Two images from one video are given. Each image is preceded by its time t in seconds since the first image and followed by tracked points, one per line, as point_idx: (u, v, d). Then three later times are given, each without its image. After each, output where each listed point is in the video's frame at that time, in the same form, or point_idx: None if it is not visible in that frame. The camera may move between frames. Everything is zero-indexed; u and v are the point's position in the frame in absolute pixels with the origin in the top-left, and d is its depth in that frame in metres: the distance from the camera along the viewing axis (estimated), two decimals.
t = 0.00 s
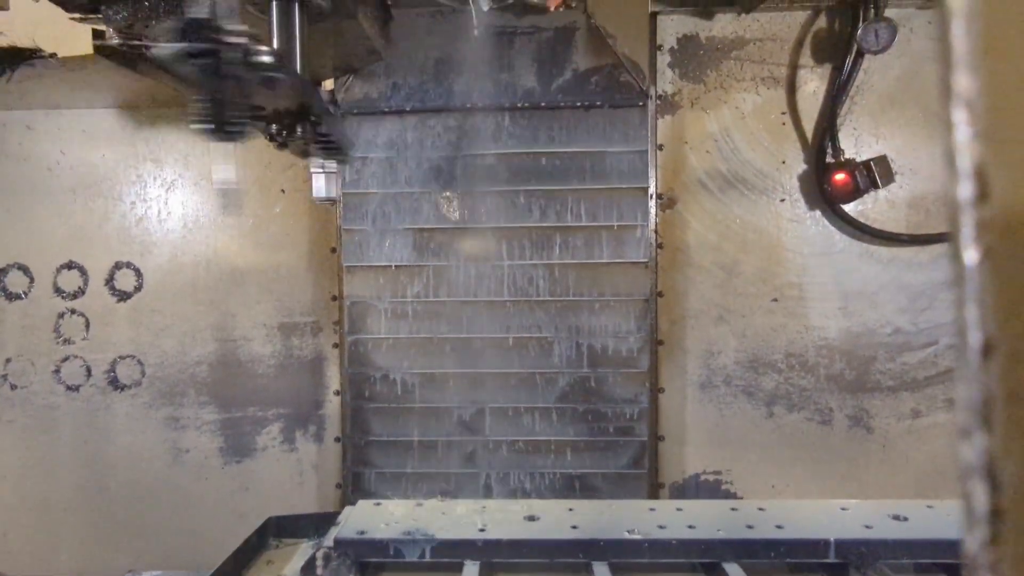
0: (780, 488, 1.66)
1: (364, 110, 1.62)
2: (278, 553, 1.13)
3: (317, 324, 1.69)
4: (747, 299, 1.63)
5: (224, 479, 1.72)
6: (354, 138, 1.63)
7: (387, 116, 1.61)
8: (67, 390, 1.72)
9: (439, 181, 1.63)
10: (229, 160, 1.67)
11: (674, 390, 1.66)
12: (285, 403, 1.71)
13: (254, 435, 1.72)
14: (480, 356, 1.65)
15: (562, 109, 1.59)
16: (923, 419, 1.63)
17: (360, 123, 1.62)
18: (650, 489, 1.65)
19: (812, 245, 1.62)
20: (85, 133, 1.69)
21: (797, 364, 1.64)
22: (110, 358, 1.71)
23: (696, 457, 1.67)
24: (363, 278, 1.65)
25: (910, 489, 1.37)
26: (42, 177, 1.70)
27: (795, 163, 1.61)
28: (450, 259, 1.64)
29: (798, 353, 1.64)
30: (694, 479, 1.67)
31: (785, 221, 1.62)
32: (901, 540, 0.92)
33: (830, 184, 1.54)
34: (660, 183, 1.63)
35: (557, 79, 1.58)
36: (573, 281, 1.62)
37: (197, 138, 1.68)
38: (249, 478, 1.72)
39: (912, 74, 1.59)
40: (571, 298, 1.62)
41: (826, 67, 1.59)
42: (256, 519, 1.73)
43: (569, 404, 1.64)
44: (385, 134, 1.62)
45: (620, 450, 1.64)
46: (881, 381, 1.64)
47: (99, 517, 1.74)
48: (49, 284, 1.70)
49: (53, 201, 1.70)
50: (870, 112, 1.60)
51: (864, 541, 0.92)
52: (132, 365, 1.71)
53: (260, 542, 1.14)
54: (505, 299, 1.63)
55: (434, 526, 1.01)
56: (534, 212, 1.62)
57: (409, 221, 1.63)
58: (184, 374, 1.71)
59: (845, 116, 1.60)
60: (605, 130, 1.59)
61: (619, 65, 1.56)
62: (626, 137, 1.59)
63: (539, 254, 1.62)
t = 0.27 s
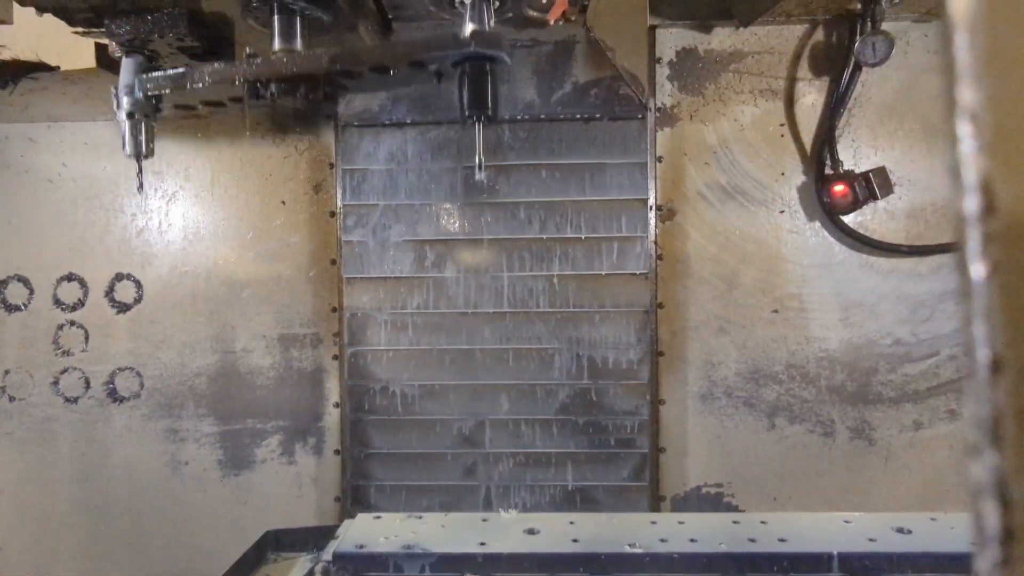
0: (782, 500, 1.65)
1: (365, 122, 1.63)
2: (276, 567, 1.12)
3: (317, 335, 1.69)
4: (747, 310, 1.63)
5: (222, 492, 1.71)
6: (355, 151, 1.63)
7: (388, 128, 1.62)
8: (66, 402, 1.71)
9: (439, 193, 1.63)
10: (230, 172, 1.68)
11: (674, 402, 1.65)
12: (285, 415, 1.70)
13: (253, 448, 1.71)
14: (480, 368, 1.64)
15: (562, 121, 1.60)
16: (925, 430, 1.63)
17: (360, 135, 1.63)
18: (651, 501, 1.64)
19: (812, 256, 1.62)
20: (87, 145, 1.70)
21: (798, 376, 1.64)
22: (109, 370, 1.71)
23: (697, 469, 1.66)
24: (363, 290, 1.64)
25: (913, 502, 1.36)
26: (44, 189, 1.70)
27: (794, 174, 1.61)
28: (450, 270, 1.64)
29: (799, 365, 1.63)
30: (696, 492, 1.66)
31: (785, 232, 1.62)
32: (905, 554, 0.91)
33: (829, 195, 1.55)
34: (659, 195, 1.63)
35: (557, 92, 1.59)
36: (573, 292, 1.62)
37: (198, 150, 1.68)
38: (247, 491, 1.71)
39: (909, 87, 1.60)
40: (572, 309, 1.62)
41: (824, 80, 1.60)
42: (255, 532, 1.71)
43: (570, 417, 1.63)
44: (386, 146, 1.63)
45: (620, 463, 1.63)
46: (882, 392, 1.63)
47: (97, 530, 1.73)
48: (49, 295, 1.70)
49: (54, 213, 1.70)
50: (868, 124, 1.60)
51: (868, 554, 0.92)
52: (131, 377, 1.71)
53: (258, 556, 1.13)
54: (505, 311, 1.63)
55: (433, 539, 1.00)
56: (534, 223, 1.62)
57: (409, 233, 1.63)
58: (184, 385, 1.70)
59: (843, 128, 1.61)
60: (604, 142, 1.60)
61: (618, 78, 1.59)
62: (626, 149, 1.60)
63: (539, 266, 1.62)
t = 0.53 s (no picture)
0: (784, 509, 1.64)
1: (365, 131, 1.61)
2: None
3: (317, 343, 1.69)
4: (748, 317, 1.63)
5: (221, 501, 1.71)
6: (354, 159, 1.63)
7: (388, 136, 1.62)
8: (65, 411, 1.71)
9: (439, 201, 1.63)
10: (231, 180, 1.68)
11: (675, 409, 1.65)
12: (284, 423, 1.69)
13: (252, 456, 1.70)
14: (480, 376, 1.64)
15: (562, 129, 1.60)
16: (927, 437, 1.62)
17: (361, 143, 1.63)
18: (652, 510, 1.63)
19: (813, 263, 1.62)
20: (87, 153, 1.70)
21: (799, 383, 1.63)
22: (109, 378, 1.70)
23: (698, 477, 1.65)
24: (363, 298, 1.64)
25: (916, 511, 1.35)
26: (44, 197, 1.70)
27: (794, 182, 1.62)
28: (451, 278, 1.64)
29: (799, 372, 1.63)
30: (697, 499, 1.65)
31: (786, 239, 1.62)
32: (908, 562, 0.90)
33: (829, 202, 1.55)
34: (659, 202, 1.63)
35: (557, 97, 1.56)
36: (574, 300, 1.62)
37: (199, 158, 1.69)
38: (247, 499, 1.70)
39: (908, 94, 1.60)
40: (572, 316, 1.62)
41: (823, 88, 1.60)
42: (254, 541, 1.70)
43: (570, 425, 1.63)
44: (386, 155, 1.63)
45: (621, 471, 1.62)
46: (884, 400, 1.62)
47: (95, 539, 1.72)
48: (49, 304, 1.70)
49: (55, 221, 1.70)
50: (867, 131, 1.61)
51: (870, 563, 0.91)
52: (130, 385, 1.70)
53: (258, 565, 1.12)
54: (504, 318, 1.63)
55: (433, 549, 1.00)
56: (534, 231, 1.62)
57: (410, 240, 1.64)
58: (183, 393, 1.70)
59: (842, 135, 1.61)
60: (604, 149, 1.60)
61: (618, 86, 1.55)
62: (626, 157, 1.60)
63: (539, 273, 1.62)
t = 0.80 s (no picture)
0: (786, 509, 1.64)
1: (365, 133, 1.62)
2: None
3: (318, 345, 1.69)
4: (748, 317, 1.63)
5: (222, 503, 1.71)
6: (354, 161, 1.63)
7: (388, 138, 1.62)
8: (66, 413, 1.71)
9: (439, 202, 1.64)
10: (232, 182, 1.69)
11: (676, 410, 1.65)
12: (285, 425, 1.69)
13: (254, 458, 1.70)
14: (481, 377, 1.64)
15: (562, 130, 1.60)
16: (928, 437, 1.62)
17: (361, 145, 1.63)
18: (653, 511, 1.63)
19: (813, 263, 1.62)
20: (88, 156, 1.70)
21: (800, 383, 1.63)
22: (110, 381, 1.70)
23: (699, 477, 1.65)
24: (364, 300, 1.64)
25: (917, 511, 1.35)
26: (45, 199, 1.71)
27: (794, 182, 1.62)
28: (451, 279, 1.64)
29: (800, 372, 1.63)
30: (698, 500, 1.65)
31: (786, 239, 1.62)
32: (910, 563, 0.90)
33: (829, 202, 1.55)
34: (659, 202, 1.63)
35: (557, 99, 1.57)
36: (574, 301, 1.62)
37: (200, 160, 1.69)
38: (248, 501, 1.71)
39: (907, 93, 1.60)
40: (573, 317, 1.62)
41: (823, 87, 1.60)
42: (255, 543, 1.70)
43: (571, 426, 1.63)
44: (386, 157, 1.63)
45: (622, 472, 1.62)
46: (885, 400, 1.62)
47: (96, 541, 1.72)
48: (50, 306, 1.70)
49: (56, 224, 1.70)
50: (867, 131, 1.61)
51: (872, 562, 0.91)
52: (131, 387, 1.70)
53: (259, 567, 1.12)
54: (505, 320, 1.63)
55: (434, 550, 1.00)
56: (535, 232, 1.62)
57: (410, 242, 1.64)
58: (184, 396, 1.70)
59: (842, 135, 1.61)
60: (604, 150, 1.60)
61: (618, 88, 1.55)
62: (626, 158, 1.60)
63: (540, 274, 1.62)
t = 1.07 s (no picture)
0: (786, 502, 1.64)
1: (364, 127, 1.62)
2: (278, 570, 1.11)
3: (318, 339, 1.69)
4: (749, 310, 1.63)
5: (223, 497, 1.71)
6: (354, 156, 1.63)
7: (387, 132, 1.62)
8: (66, 408, 1.71)
9: (439, 197, 1.63)
10: (231, 176, 1.68)
11: (676, 404, 1.65)
12: (286, 420, 1.70)
13: (254, 452, 1.70)
14: (481, 371, 1.64)
15: (561, 124, 1.60)
16: (928, 430, 1.62)
17: (360, 140, 1.63)
18: (653, 504, 1.63)
19: (813, 256, 1.62)
20: (86, 150, 1.70)
21: (799, 376, 1.63)
22: (110, 376, 1.71)
23: (699, 471, 1.65)
24: (364, 294, 1.64)
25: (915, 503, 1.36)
26: (44, 194, 1.70)
27: (794, 175, 1.61)
28: (451, 274, 1.64)
29: (800, 365, 1.63)
30: (698, 493, 1.65)
31: (786, 232, 1.62)
32: (912, 557, 0.90)
33: (829, 195, 1.54)
34: (659, 196, 1.63)
35: (557, 93, 1.57)
36: (574, 295, 1.62)
37: (199, 154, 1.68)
38: (248, 495, 1.71)
39: (908, 86, 1.60)
40: (572, 311, 1.62)
41: (823, 80, 1.60)
42: (256, 537, 1.71)
43: (571, 420, 1.63)
44: (386, 151, 1.63)
45: (623, 466, 1.62)
46: (885, 393, 1.63)
47: (98, 535, 1.73)
48: (50, 301, 1.70)
49: (55, 218, 1.70)
50: (867, 124, 1.60)
51: (872, 555, 0.91)
52: (132, 382, 1.71)
53: (260, 560, 1.12)
54: (505, 314, 1.63)
55: (435, 544, 1.00)
56: (534, 226, 1.62)
57: (410, 237, 1.63)
58: (184, 390, 1.70)
59: (843, 128, 1.61)
60: (604, 144, 1.60)
61: (618, 82, 1.56)
62: (626, 151, 1.60)
63: (540, 268, 1.62)
